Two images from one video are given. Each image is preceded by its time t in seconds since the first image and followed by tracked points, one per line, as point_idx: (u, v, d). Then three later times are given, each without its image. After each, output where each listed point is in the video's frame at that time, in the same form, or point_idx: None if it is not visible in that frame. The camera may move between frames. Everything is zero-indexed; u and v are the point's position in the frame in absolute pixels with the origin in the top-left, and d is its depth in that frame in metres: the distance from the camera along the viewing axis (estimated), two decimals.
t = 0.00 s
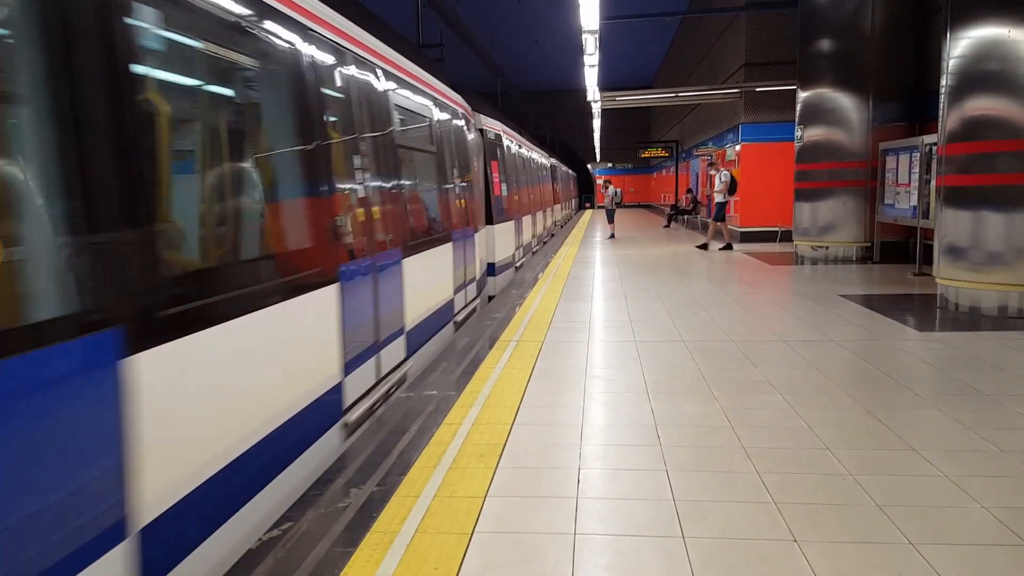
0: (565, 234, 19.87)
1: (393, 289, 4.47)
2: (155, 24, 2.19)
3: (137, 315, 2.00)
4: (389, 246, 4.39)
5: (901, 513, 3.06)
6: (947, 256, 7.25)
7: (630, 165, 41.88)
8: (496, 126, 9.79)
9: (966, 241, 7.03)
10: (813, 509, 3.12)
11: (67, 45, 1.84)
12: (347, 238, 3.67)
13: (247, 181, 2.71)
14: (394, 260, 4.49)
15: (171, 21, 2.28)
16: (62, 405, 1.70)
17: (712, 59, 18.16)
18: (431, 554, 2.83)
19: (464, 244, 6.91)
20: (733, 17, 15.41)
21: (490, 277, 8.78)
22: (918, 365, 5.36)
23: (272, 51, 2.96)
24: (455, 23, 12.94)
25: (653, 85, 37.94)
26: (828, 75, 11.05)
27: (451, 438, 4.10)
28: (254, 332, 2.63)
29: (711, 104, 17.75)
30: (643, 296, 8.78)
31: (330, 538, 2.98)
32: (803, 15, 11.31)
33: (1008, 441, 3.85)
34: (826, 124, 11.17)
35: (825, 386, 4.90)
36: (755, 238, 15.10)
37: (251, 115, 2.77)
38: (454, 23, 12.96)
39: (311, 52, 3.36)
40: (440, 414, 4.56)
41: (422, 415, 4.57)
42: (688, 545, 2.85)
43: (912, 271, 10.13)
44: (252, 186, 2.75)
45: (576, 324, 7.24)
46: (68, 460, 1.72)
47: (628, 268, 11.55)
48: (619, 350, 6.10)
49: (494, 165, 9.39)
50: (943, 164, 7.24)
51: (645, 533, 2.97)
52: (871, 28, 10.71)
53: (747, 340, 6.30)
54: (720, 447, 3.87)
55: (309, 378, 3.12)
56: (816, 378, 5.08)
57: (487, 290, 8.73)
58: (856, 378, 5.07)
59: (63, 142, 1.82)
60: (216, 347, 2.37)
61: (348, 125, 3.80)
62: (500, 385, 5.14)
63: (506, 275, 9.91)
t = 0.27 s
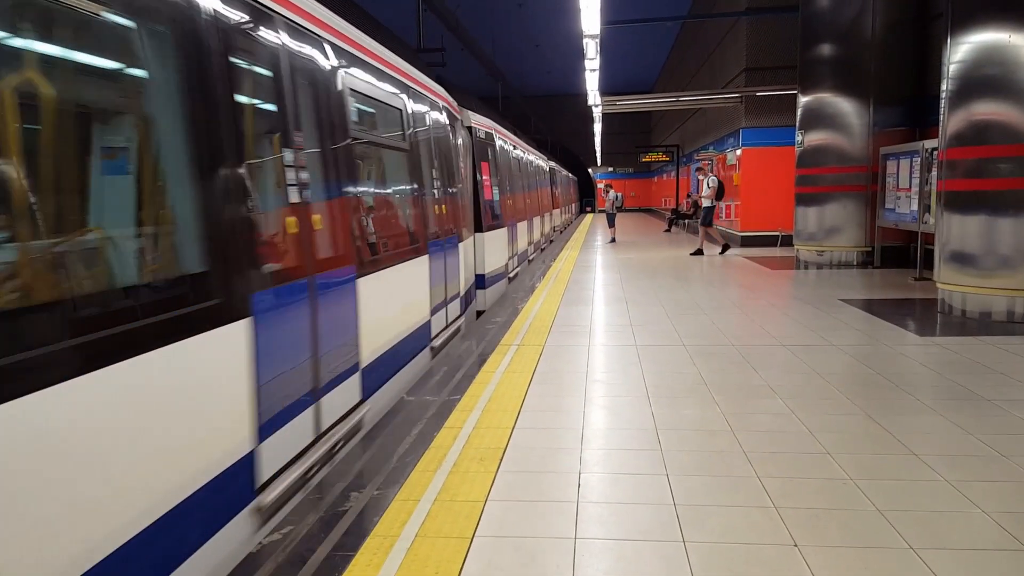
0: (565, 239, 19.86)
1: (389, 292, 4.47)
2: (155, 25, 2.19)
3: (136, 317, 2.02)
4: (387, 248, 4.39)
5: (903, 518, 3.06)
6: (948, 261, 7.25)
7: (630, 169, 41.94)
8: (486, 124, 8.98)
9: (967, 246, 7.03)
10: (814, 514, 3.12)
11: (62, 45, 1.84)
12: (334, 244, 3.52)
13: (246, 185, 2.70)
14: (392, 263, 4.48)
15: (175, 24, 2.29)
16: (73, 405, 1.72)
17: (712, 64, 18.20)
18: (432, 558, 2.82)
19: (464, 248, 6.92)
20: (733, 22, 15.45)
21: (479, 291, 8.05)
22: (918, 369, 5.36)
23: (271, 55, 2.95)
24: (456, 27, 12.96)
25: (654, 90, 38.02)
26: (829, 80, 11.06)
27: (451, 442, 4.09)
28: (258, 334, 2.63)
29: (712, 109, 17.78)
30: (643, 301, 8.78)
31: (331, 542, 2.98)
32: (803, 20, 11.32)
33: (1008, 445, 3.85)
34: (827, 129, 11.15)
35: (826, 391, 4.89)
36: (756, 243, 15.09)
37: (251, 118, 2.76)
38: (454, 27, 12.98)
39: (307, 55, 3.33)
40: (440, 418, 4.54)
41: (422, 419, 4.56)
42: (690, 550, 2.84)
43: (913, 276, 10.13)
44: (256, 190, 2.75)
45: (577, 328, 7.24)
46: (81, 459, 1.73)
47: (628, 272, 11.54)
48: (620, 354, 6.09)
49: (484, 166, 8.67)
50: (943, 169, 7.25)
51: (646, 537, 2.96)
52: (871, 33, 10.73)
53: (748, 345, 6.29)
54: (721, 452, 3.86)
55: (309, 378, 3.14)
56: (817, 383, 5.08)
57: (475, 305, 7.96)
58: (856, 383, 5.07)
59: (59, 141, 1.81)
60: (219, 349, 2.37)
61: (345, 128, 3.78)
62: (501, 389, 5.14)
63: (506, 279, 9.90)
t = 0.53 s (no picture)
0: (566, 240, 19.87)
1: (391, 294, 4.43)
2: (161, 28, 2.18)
3: (152, 319, 2.01)
4: (387, 250, 4.35)
5: (905, 519, 3.06)
6: (949, 261, 7.25)
7: (631, 170, 41.94)
8: (475, 119, 8.20)
9: (968, 247, 7.02)
10: (816, 516, 3.12)
11: (71, 46, 1.81)
12: (336, 247, 3.49)
13: (249, 190, 2.66)
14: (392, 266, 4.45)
15: (180, 24, 2.28)
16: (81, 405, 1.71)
17: (713, 65, 18.21)
18: (433, 560, 2.82)
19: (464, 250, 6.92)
20: (733, 23, 15.45)
21: (467, 303, 7.29)
22: (919, 370, 5.36)
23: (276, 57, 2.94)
24: (457, 28, 12.96)
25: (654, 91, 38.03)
26: (830, 81, 11.06)
27: (452, 443, 4.10)
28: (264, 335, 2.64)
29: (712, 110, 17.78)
30: (644, 302, 8.78)
31: (332, 544, 2.98)
32: (804, 22, 11.32)
33: (1009, 446, 3.85)
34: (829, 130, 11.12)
35: (827, 392, 4.89)
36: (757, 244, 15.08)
37: (257, 121, 2.76)
38: (455, 28, 12.98)
39: (309, 55, 3.27)
40: (441, 420, 4.54)
41: (423, 421, 4.56)
42: (691, 551, 2.84)
43: (914, 277, 10.12)
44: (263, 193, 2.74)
45: (578, 329, 7.24)
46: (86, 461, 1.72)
47: (629, 274, 11.55)
48: (621, 356, 6.10)
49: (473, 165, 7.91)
50: (944, 170, 7.24)
51: (648, 539, 2.96)
52: (872, 35, 10.73)
53: (749, 346, 6.29)
54: (722, 453, 3.86)
55: (313, 380, 3.14)
56: (817, 384, 5.08)
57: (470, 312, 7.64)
58: (858, 384, 5.07)
59: (74, 141, 1.80)
60: (227, 350, 2.38)
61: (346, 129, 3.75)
62: (502, 390, 5.14)
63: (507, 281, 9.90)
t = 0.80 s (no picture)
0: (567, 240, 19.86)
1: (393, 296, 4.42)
2: (167, 26, 2.16)
3: (152, 320, 1.99)
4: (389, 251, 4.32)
5: (906, 518, 3.05)
6: (950, 260, 7.24)
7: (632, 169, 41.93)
8: (464, 108, 7.33)
9: (969, 246, 7.01)
10: (818, 516, 3.11)
11: (70, 47, 1.79)
12: (337, 247, 3.42)
13: (252, 191, 2.62)
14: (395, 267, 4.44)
15: (185, 24, 2.25)
16: (85, 403, 1.70)
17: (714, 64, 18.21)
18: (434, 559, 2.83)
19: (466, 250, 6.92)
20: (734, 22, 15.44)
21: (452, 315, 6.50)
22: (920, 369, 5.35)
23: (281, 57, 2.90)
24: (457, 28, 12.95)
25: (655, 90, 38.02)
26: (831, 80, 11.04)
27: (453, 443, 4.10)
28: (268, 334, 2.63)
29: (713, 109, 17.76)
30: (645, 301, 8.78)
31: (333, 543, 2.98)
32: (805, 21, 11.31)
33: (1010, 446, 3.84)
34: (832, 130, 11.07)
35: (828, 391, 4.89)
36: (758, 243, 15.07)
37: (262, 121, 2.71)
38: (455, 28, 12.96)
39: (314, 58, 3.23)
40: (442, 420, 4.54)
41: (424, 421, 4.55)
42: (692, 551, 2.84)
43: (915, 276, 10.11)
44: (264, 194, 2.71)
45: (579, 328, 7.24)
46: (88, 460, 1.71)
47: (630, 273, 11.54)
48: (622, 355, 6.09)
49: (461, 161, 6.99)
50: (946, 169, 7.23)
51: (649, 538, 2.96)
52: (873, 34, 10.71)
53: (749, 345, 6.29)
54: (723, 453, 3.86)
55: (318, 381, 3.13)
56: (818, 383, 5.07)
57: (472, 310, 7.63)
58: (859, 383, 5.06)
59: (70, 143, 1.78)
60: (233, 347, 2.37)
61: (351, 131, 3.73)
62: (503, 389, 5.14)
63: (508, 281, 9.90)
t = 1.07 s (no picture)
0: (569, 241, 19.84)
1: (387, 298, 4.39)
2: (165, 27, 2.15)
3: (140, 322, 1.98)
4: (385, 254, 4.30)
5: (906, 520, 3.05)
6: (950, 262, 7.24)
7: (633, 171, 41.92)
8: (446, 101, 6.65)
9: (969, 248, 7.01)
10: (818, 517, 3.11)
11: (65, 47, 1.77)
12: (328, 248, 3.36)
13: (249, 193, 2.60)
14: (390, 268, 4.43)
15: (181, 24, 2.23)
16: (80, 405, 1.70)
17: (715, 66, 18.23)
18: (434, 560, 2.82)
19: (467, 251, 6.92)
20: (734, 24, 15.46)
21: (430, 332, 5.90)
22: (920, 371, 5.35)
23: (275, 60, 2.91)
24: (458, 30, 12.97)
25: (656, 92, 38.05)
26: (831, 82, 11.05)
27: (454, 444, 4.10)
28: (264, 336, 2.62)
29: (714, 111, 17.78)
30: (645, 303, 8.77)
31: (334, 545, 2.98)
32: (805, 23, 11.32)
33: (1012, 447, 3.84)
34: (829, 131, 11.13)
35: (828, 393, 4.88)
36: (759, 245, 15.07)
37: (257, 125, 2.70)
38: (456, 30, 12.98)
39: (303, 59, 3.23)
40: (443, 421, 4.53)
41: (424, 422, 4.55)
42: (692, 552, 2.84)
43: (916, 278, 10.11)
44: (261, 197, 2.69)
45: (580, 330, 7.24)
46: (85, 461, 1.71)
47: (631, 275, 11.54)
48: (622, 356, 6.09)
49: (443, 161, 6.29)
50: (946, 170, 7.24)
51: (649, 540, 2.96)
52: (873, 35, 10.72)
53: (750, 347, 6.28)
54: (723, 454, 3.85)
55: (315, 381, 3.13)
56: (819, 385, 5.07)
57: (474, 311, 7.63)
58: (860, 385, 5.06)
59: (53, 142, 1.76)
60: (229, 349, 2.37)
61: (345, 134, 3.73)
62: (503, 391, 5.14)
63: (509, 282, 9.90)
